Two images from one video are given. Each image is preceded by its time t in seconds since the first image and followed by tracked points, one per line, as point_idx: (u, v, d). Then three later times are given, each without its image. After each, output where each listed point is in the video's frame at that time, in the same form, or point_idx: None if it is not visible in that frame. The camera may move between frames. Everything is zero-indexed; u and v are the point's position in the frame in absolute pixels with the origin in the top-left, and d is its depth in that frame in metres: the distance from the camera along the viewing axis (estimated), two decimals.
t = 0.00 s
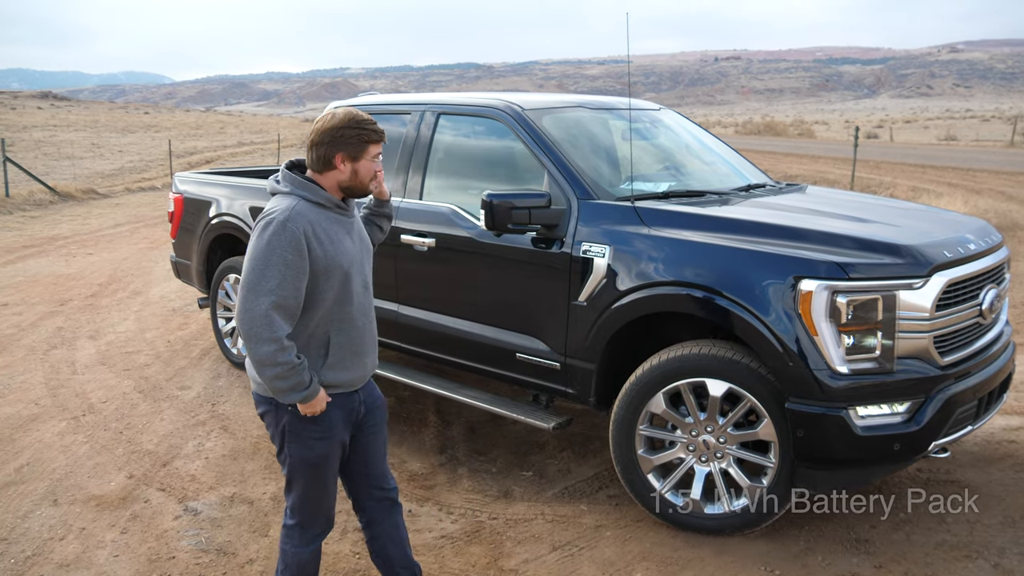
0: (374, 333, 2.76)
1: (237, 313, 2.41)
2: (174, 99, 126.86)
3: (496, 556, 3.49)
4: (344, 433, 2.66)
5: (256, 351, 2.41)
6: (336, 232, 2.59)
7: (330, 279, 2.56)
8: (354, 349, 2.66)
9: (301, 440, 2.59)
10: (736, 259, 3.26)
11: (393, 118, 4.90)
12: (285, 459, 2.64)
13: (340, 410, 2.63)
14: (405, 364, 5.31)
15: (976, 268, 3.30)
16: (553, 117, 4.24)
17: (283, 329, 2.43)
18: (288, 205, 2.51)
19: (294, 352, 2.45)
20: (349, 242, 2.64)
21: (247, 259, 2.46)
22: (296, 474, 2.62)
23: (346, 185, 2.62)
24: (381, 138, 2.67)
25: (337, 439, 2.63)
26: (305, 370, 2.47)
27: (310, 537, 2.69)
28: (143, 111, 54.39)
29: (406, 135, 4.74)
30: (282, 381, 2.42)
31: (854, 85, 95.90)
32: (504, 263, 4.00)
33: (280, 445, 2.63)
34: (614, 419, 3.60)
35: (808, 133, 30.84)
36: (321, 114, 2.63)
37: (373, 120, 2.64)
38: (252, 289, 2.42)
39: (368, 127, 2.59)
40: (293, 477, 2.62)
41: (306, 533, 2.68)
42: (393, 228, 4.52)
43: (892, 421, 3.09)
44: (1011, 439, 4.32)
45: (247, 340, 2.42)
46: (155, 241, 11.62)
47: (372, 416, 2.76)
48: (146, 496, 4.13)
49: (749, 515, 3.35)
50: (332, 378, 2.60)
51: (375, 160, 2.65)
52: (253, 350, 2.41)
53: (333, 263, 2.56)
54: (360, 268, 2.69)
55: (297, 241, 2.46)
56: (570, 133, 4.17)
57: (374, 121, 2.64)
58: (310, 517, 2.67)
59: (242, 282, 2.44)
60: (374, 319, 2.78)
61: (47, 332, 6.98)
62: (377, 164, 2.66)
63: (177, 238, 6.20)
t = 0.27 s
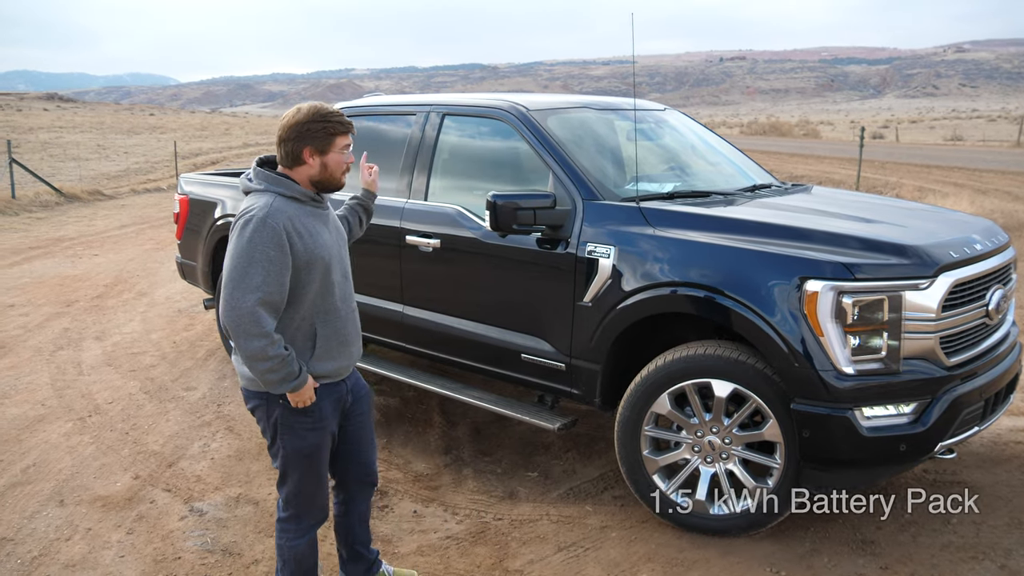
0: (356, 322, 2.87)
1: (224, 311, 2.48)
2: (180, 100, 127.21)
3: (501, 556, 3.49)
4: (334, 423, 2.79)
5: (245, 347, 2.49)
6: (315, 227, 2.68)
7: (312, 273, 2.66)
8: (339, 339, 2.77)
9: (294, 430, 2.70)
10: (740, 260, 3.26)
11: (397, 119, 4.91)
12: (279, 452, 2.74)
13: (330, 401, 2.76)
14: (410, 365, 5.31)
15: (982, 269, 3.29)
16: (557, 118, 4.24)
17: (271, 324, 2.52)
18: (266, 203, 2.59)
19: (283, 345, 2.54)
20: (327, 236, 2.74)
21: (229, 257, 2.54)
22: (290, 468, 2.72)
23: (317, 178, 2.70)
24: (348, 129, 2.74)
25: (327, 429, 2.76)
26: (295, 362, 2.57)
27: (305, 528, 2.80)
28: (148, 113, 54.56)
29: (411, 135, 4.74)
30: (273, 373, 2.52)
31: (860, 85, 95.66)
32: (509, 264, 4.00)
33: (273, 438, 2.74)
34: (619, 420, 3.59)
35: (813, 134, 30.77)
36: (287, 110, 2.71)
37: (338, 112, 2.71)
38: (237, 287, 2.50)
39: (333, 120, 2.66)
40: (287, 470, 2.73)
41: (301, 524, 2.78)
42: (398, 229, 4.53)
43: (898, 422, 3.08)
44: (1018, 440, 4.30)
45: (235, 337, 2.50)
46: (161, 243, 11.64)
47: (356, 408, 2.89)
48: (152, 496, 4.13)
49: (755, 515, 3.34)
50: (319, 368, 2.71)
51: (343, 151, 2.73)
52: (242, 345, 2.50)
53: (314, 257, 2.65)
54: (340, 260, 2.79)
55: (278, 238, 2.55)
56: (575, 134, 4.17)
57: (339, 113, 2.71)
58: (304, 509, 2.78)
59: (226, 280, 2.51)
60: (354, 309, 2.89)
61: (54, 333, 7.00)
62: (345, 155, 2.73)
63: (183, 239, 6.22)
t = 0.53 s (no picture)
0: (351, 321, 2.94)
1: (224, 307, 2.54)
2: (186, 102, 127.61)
3: (506, 558, 3.49)
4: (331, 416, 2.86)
5: (244, 343, 2.55)
6: (314, 229, 2.75)
7: (311, 273, 2.73)
8: (336, 337, 2.84)
9: (295, 423, 2.76)
10: (745, 261, 3.25)
11: (402, 121, 4.92)
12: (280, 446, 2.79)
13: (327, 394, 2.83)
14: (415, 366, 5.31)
15: (989, 270, 3.28)
16: (562, 119, 4.24)
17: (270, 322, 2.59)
18: (267, 204, 2.66)
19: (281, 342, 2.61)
20: (326, 237, 2.81)
21: (230, 257, 2.60)
22: (292, 461, 2.78)
23: (316, 181, 2.76)
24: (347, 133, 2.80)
25: (326, 420, 2.83)
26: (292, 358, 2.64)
27: (306, 523, 2.86)
28: (154, 115, 54.73)
29: (416, 137, 4.75)
30: (272, 369, 2.59)
31: (865, 86, 95.44)
32: (514, 266, 4.00)
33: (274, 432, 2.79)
34: (625, 422, 3.59)
35: (819, 135, 30.70)
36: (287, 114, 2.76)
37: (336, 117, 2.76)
38: (237, 286, 2.56)
39: (330, 125, 2.71)
40: (288, 464, 2.78)
41: (303, 520, 2.85)
42: (403, 231, 4.53)
43: (904, 424, 3.07)
44: None
45: (234, 334, 2.57)
46: (167, 245, 11.67)
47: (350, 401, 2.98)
48: (157, 498, 4.14)
49: (761, 517, 3.34)
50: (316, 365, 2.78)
51: (341, 155, 2.78)
52: (240, 340, 2.56)
53: (313, 258, 2.72)
54: (337, 261, 2.86)
55: (279, 239, 2.61)
56: (580, 135, 4.17)
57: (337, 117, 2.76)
58: (306, 503, 2.83)
59: (227, 279, 2.58)
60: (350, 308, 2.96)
61: (60, 334, 7.02)
62: (344, 159, 2.79)
63: (189, 241, 6.23)
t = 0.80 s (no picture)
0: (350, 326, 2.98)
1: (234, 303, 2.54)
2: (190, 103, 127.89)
3: (510, 559, 3.48)
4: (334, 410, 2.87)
5: (254, 339, 2.56)
6: (322, 234, 2.78)
7: (318, 275, 2.75)
8: (338, 340, 2.87)
9: (298, 415, 2.76)
10: (749, 262, 3.25)
11: (406, 121, 4.92)
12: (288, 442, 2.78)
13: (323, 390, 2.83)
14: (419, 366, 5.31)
15: (993, 270, 3.27)
16: (566, 120, 4.24)
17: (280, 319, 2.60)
18: (281, 208, 2.68)
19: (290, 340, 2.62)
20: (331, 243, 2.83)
21: (244, 256, 2.60)
22: (301, 458, 2.77)
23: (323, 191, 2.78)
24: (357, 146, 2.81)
25: (327, 412, 2.83)
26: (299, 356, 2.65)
27: (322, 521, 2.84)
28: (158, 116, 54.87)
29: (420, 137, 4.75)
30: (280, 365, 2.60)
31: (869, 86, 95.28)
32: (517, 266, 4.00)
33: (280, 428, 2.79)
34: (628, 422, 3.59)
35: (823, 135, 30.66)
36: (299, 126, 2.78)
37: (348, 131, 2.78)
38: (249, 283, 2.57)
39: (340, 139, 2.73)
40: (299, 459, 2.78)
41: (320, 518, 2.82)
42: (407, 231, 4.54)
43: (908, 424, 3.06)
44: None
45: (244, 330, 2.57)
46: (170, 245, 11.69)
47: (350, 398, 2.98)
48: (161, 498, 4.15)
49: (765, 517, 3.33)
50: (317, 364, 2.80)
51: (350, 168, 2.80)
52: (249, 336, 2.57)
53: (321, 261, 2.75)
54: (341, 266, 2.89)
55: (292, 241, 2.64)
56: (583, 135, 4.16)
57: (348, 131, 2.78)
58: (319, 501, 2.81)
59: (238, 277, 2.58)
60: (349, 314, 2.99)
61: (64, 335, 7.04)
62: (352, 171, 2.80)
63: (192, 241, 6.24)
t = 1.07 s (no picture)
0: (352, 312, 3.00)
1: (239, 293, 2.57)
2: (192, 103, 128.00)
3: (511, 559, 3.48)
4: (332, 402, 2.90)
5: (258, 327, 2.59)
6: (319, 221, 2.80)
7: (318, 263, 2.76)
8: (341, 326, 2.88)
9: (299, 404, 2.78)
10: (751, 262, 3.24)
11: (407, 121, 4.92)
12: (287, 431, 2.79)
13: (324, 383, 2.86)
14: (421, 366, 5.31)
15: (995, 270, 3.26)
16: (568, 120, 4.24)
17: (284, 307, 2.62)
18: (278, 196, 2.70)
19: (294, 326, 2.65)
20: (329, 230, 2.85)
21: (245, 246, 2.62)
22: (300, 446, 2.78)
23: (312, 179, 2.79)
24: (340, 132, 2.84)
25: (327, 403, 2.87)
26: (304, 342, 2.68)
27: (316, 511, 2.82)
28: (160, 116, 54.93)
29: (421, 137, 4.75)
30: (286, 351, 2.62)
31: (871, 86, 95.18)
32: (519, 266, 3.99)
33: (279, 416, 2.79)
34: (630, 421, 3.58)
35: (824, 135, 30.62)
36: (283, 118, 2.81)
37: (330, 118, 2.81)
38: (251, 272, 2.59)
39: (324, 125, 2.76)
40: (297, 447, 2.78)
41: (314, 508, 2.81)
42: (409, 231, 4.54)
43: (910, 424, 3.06)
44: None
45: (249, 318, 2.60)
46: (172, 245, 11.70)
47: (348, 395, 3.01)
48: (162, 498, 4.15)
49: (766, 518, 3.33)
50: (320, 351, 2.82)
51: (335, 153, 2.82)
52: (254, 324, 2.59)
53: (319, 247, 2.76)
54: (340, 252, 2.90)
55: (291, 229, 2.65)
56: (585, 135, 4.16)
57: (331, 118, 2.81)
58: (315, 489, 2.81)
59: (240, 266, 2.60)
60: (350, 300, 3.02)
61: (66, 335, 7.04)
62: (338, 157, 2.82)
63: (194, 241, 6.24)
